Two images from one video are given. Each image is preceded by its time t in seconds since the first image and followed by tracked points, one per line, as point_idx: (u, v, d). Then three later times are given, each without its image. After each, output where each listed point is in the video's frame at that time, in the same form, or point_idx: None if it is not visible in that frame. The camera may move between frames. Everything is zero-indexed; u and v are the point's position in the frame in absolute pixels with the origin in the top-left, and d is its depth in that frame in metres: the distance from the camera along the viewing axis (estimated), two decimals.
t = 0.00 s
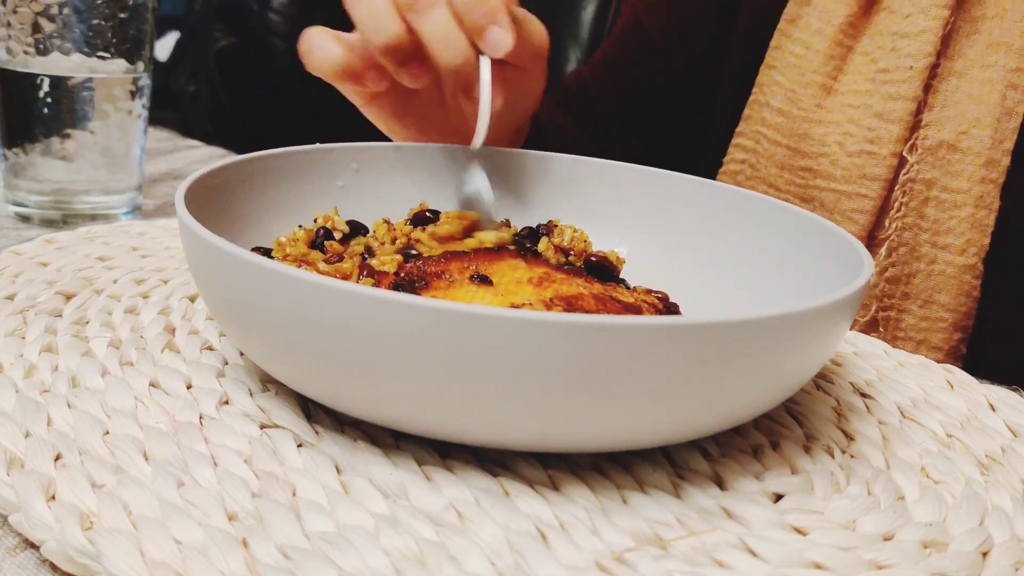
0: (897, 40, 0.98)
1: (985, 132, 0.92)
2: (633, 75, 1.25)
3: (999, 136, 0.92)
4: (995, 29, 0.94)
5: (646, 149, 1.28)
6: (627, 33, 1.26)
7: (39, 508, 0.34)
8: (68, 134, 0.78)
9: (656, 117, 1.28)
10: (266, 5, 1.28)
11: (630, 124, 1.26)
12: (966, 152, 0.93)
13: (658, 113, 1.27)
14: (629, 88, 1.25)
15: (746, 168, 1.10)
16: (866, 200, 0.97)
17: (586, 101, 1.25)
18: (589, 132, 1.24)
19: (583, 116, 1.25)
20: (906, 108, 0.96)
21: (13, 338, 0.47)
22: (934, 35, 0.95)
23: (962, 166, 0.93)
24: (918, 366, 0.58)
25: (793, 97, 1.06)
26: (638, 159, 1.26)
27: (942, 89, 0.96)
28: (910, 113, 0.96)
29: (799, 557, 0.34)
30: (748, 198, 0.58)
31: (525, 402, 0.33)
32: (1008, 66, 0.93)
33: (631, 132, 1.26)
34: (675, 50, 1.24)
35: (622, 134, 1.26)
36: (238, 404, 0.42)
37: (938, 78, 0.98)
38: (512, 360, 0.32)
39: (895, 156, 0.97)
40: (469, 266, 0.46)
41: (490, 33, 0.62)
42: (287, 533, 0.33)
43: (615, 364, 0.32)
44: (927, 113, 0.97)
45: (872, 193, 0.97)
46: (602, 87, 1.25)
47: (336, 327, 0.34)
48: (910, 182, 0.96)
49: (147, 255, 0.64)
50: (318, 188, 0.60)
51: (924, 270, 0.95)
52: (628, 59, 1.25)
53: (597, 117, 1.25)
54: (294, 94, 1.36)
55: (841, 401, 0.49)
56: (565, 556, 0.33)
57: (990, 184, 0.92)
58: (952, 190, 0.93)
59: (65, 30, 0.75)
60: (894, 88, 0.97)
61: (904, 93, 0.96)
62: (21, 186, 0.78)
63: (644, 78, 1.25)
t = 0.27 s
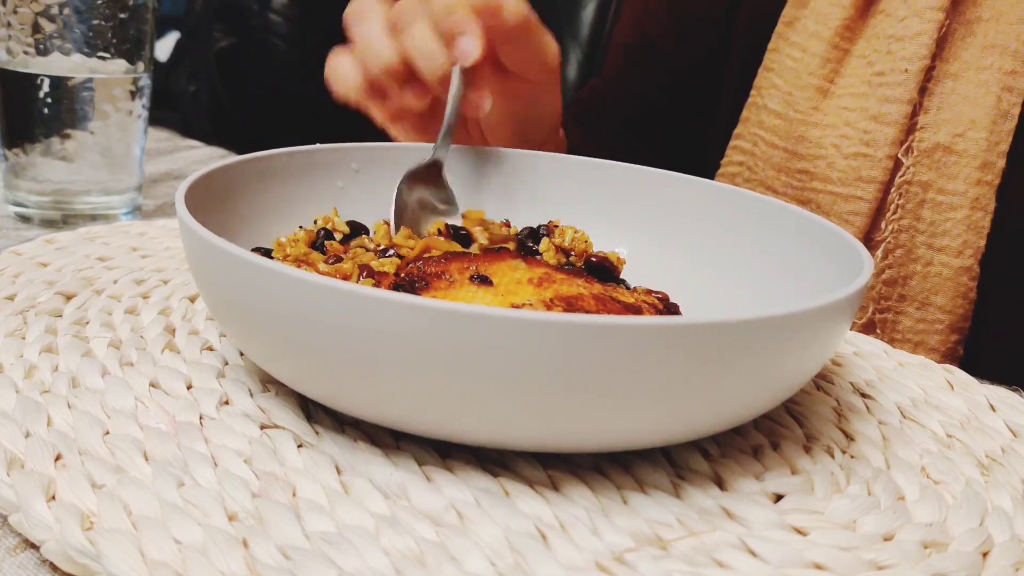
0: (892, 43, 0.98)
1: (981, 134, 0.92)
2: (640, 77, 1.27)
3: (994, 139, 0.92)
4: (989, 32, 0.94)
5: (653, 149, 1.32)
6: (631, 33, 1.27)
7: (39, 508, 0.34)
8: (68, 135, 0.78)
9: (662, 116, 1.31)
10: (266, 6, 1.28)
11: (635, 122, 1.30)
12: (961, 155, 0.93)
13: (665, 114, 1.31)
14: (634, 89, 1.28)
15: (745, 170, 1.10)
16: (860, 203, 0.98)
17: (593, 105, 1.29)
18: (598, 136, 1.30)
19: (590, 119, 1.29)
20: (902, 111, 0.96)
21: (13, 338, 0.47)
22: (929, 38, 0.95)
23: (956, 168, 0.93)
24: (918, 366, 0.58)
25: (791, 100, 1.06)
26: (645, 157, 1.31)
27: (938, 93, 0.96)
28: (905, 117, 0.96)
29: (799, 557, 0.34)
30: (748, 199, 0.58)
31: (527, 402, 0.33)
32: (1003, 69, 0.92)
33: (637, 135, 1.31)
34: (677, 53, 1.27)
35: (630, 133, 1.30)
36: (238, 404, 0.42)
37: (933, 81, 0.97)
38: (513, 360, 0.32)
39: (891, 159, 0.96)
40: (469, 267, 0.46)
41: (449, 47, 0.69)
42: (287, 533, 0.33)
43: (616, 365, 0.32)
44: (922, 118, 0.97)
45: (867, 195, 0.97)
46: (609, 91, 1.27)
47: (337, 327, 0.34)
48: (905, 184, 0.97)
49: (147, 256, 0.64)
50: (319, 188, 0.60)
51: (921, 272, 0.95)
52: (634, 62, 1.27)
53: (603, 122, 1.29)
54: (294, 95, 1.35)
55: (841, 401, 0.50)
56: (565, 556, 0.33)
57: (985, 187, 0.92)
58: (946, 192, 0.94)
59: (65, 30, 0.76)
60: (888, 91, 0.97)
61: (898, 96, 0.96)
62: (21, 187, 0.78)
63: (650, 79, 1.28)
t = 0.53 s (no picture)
0: (886, 40, 0.98)
1: (976, 131, 0.92)
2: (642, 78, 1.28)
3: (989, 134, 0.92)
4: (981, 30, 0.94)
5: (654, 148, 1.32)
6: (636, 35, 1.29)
7: (39, 508, 0.34)
8: (69, 134, 0.78)
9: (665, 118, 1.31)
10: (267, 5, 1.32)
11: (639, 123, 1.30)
12: (956, 151, 0.93)
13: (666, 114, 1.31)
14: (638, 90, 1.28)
15: (740, 168, 1.11)
16: (857, 201, 0.97)
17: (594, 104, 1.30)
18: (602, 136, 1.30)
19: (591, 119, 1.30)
20: (896, 108, 0.96)
21: (13, 338, 0.47)
22: (923, 34, 0.95)
23: (950, 164, 0.93)
24: (918, 365, 0.58)
25: (787, 98, 1.06)
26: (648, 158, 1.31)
27: (933, 89, 0.96)
28: (899, 113, 0.96)
29: (800, 557, 0.34)
30: (749, 199, 0.58)
31: (527, 402, 0.33)
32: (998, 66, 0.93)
33: (640, 137, 1.30)
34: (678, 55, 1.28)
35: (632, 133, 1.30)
36: (238, 404, 0.42)
37: (928, 77, 0.98)
38: (513, 360, 0.32)
39: (885, 156, 0.96)
40: (469, 266, 0.46)
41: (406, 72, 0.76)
42: (286, 533, 0.33)
43: (616, 365, 0.32)
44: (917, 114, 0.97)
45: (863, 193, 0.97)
46: (611, 91, 1.28)
47: (337, 326, 0.33)
48: (900, 182, 0.97)
49: (147, 255, 0.64)
50: (319, 188, 0.60)
51: (916, 269, 0.95)
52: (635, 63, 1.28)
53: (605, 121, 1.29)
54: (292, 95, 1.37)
55: (841, 400, 0.49)
56: (565, 556, 0.33)
57: (980, 183, 0.91)
58: (942, 189, 0.93)
59: (65, 30, 0.76)
60: (883, 88, 0.96)
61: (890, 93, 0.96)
62: (21, 186, 0.78)
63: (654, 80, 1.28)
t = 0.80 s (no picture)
0: (876, 29, 0.98)
1: (966, 121, 0.93)
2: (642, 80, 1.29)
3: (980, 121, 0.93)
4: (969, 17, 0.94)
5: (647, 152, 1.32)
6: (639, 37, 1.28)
7: (39, 507, 0.34)
8: (69, 134, 0.78)
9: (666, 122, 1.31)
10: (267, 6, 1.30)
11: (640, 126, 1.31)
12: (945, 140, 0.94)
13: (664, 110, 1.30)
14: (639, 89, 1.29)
15: (733, 163, 1.09)
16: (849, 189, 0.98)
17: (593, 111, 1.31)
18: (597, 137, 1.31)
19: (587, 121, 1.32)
20: (887, 97, 0.96)
21: (13, 338, 0.47)
22: (912, 23, 0.95)
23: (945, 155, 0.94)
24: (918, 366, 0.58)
25: (778, 89, 1.06)
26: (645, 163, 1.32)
27: (922, 78, 0.96)
28: (891, 102, 0.96)
29: (800, 557, 0.34)
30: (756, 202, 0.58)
31: (529, 397, 0.33)
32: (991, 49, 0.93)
33: (640, 137, 1.31)
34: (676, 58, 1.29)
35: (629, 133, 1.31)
36: (238, 403, 0.42)
37: (918, 66, 0.97)
38: (518, 352, 0.32)
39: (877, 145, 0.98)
40: (474, 264, 0.46)
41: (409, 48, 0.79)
42: (287, 533, 0.33)
43: (622, 358, 0.32)
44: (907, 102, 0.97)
45: (856, 180, 0.98)
46: (610, 91, 1.29)
47: (341, 319, 0.34)
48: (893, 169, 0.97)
49: (147, 255, 0.64)
50: (321, 187, 0.60)
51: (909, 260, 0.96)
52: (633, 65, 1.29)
53: (604, 123, 1.30)
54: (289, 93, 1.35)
55: (842, 401, 0.50)
56: (566, 556, 0.33)
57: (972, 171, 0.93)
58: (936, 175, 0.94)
59: (65, 30, 0.76)
60: (875, 78, 0.97)
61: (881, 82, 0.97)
62: (21, 186, 0.78)
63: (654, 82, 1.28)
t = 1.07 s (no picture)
0: (864, 62, 0.92)
1: (948, 190, 0.88)
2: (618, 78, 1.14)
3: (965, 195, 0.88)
4: (959, 53, 0.88)
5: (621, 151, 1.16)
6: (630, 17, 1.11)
7: (39, 507, 0.34)
8: (69, 134, 0.78)
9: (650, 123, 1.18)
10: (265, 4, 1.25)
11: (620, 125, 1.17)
12: (931, 221, 0.89)
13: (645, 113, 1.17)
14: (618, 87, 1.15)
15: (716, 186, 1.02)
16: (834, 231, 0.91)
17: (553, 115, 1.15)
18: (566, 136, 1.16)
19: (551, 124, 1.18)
20: (878, 134, 0.90)
21: (13, 337, 0.47)
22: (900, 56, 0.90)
23: (931, 251, 0.89)
24: (919, 366, 0.58)
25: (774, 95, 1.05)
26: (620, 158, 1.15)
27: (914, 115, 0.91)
28: (878, 141, 0.90)
29: (800, 556, 0.34)
30: (775, 200, 0.57)
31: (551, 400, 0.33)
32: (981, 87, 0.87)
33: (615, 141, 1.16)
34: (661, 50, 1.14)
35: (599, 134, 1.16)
36: (238, 403, 0.42)
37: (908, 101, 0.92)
38: (540, 355, 0.32)
39: (868, 186, 0.91)
40: (508, 267, 0.46)
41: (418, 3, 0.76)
42: (287, 533, 0.33)
43: (643, 362, 0.32)
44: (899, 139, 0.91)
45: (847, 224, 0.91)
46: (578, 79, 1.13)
47: (367, 321, 0.34)
48: (884, 210, 0.91)
49: (147, 255, 0.64)
50: (353, 188, 0.59)
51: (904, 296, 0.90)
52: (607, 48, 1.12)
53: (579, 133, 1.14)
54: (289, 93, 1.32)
55: (842, 401, 0.49)
56: (566, 556, 0.33)
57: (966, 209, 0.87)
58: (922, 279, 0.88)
59: (65, 30, 0.76)
60: (864, 115, 0.91)
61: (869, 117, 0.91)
62: (21, 186, 0.78)
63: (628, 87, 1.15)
